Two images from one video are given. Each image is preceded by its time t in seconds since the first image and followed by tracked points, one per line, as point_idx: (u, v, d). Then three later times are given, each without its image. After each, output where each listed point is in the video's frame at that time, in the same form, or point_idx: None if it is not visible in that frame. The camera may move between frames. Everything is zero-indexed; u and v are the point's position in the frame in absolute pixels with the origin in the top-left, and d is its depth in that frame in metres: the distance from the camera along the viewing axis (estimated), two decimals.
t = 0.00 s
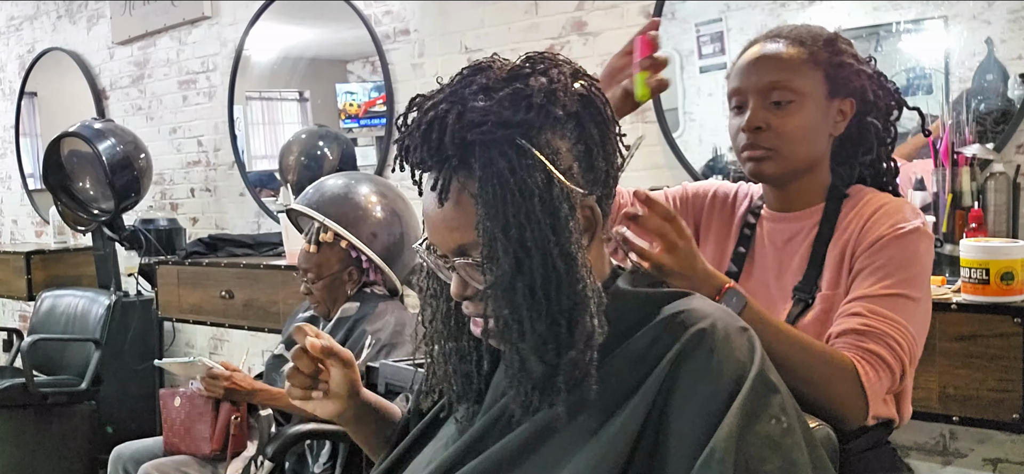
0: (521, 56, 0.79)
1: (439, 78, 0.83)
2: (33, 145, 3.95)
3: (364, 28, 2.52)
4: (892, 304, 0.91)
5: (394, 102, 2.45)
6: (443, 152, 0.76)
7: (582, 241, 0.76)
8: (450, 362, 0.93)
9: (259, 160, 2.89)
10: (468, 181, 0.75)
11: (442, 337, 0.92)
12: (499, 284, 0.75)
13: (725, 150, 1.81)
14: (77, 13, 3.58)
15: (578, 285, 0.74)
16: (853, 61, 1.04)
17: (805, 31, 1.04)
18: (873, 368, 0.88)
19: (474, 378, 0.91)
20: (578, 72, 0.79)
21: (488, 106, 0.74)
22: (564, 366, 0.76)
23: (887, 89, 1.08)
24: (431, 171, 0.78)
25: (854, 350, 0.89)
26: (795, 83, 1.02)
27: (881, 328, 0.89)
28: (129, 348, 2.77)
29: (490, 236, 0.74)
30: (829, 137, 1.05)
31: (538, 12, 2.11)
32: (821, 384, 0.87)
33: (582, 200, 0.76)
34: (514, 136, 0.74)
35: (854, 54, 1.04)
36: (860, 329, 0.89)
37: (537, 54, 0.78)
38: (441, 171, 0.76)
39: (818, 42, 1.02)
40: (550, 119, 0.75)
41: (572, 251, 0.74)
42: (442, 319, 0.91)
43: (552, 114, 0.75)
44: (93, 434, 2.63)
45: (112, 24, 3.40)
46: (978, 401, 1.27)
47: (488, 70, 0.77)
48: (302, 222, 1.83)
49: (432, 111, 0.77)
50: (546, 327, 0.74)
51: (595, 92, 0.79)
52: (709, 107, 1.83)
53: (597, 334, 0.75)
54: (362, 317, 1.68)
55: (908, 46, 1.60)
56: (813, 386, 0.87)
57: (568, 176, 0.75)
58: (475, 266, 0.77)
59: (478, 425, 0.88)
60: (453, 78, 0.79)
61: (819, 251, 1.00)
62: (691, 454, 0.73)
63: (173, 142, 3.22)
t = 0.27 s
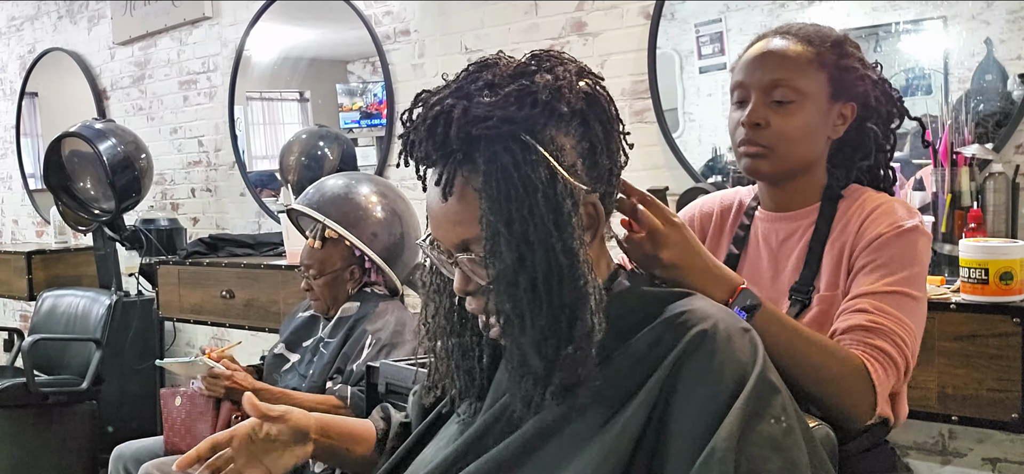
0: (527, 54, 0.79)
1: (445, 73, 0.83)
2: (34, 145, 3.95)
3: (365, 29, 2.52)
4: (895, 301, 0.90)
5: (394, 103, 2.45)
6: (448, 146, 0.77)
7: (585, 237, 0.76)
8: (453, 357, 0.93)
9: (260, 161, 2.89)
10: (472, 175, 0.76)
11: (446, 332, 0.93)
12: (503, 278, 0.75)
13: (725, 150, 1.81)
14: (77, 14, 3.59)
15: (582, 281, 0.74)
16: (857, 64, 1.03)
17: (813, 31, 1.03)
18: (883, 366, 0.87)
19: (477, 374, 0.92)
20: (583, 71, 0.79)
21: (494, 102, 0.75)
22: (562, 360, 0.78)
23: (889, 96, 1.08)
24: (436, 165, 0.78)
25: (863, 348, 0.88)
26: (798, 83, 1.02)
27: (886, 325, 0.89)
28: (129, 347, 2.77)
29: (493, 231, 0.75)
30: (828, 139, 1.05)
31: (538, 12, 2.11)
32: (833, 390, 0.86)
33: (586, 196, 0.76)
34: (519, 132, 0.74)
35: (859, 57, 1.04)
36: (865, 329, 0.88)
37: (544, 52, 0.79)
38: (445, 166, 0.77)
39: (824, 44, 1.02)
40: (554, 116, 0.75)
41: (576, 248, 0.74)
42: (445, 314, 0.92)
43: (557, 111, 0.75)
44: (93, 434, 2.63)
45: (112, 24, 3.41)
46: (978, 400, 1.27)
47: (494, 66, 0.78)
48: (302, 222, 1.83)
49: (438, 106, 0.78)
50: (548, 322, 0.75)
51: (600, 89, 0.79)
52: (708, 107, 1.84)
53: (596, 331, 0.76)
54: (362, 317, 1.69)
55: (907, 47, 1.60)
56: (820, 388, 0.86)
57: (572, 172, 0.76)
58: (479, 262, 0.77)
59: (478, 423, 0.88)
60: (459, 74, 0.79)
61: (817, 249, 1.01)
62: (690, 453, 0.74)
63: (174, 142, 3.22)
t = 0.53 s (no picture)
0: (530, 53, 0.78)
1: (446, 74, 0.83)
2: (34, 145, 3.95)
3: (364, 29, 2.52)
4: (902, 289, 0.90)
5: (394, 103, 2.45)
6: (456, 152, 0.76)
7: (597, 241, 0.76)
8: (454, 360, 0.93)
9: (260, 161, 2.89)
10: (482, 182, 0.75)
11: (446, 334, 0.93)
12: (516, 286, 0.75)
13: (725, 150, 1.81)
14: (77, 14, 3.59)
15: (595, 286, 0.74)
16: (841, 59, 1.04)
17: (792, 31, 1.05)
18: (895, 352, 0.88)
19: (479, 377, 0.92)
20: (586, 72, 0.78)
21: (502, 105, 0.75)
22: (579, 367, 0.77)
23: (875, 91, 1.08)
24: (444, 170, 0.78)
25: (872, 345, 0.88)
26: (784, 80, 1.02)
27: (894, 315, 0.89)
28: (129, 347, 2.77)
29: (506, 237, 0.74)
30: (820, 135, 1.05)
31: (538, 12, 2.11)
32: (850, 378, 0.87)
33: (595, 200, 0.76)
34: (526, 137, 0.74)
35: (842, 53, 1.05)
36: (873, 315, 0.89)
37: (545, 52, 0.77)
38: (453, 171, 0.76)
39: (804, 42, 1.03)
40: (564, 120, 0.76)
41: (588, 252, 0.74)
42: (445, 315, 0.92)
43: (566, 115, 0.76)
44: (93, 434, 2.63)
45: (112, 24, 3.40)
46: (977, 400, 1.27)
47: (497, 67, 0.77)
48: (303, 222, 1.83)
49: (443, 109, 0.77)
50: (563, 328, 0.75)
51: (605, 91, 0.79)
52: (708, 107, 1.83)
53: (612, 335, 0.76)
54: (361, 317, 1.69)
55: (907, 47, 1.60)
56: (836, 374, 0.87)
57: (581, 176, 0.76)
58: (485, 267, 0.78)
59: (482, 423, 0.88)
60: (462, 74, 0.78)
61: (814, 250, 1.01)
62: (692, 453, 0.74)
63: (174, 142, 3.22)
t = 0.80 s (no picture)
0: (508, 59, 0.80)
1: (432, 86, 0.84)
2: (36, 145, 3.97)
3: (365, 30, 2.53)
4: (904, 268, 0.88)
5: (395, 103, 2.47)
6: (440, 159, 0.78)
7: (582, 240, 0.77)
8: (449, 367, 0.94)
9: (261, 161, 2.90)
10: (467, 186, 0.76)
11: (441, 342, 0.94)
12: (504, 288, 0.76)
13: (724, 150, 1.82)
14: (79, 15, 3.60)
15: (582, 284, 0.75)
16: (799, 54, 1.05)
17: (747, 37, 1.07)
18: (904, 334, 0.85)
19: (473, 382, 0.92)
20: (566, 72, 0.80)
21: (483, 111, 0.75)
22: (570, 365, 0.78)
23: (844, 80, 1.10)
24: (430, 179, 0.79)
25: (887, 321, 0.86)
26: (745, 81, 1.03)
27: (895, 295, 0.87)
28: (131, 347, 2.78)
29: (493, 239, 0.75)
30: (794, 128, 1.05)
31: (538, 13, 2.12)
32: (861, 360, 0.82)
33: (580, 199, 0.77)
34: (510, 139, 0.75)
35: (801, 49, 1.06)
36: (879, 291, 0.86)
37: (525, 57, 0.79)
38: (439, 178, 0.78)
39: (759, 44, 1.05)
40: (543, 120, 0.76)
41: (574, 252, 0.75)
42: (440, 325, 0.93)
43: (546, 115, 0.76)
44: (95, 433, 2.64)
45: (114, 25, 3.42)
46: (976, 400, 1.28)
47: (477, 74, 0.78)
48: (303, 222, 1.84)
49: (426, 119, 0.79)
50: (553, 327, 0.76)
51: (585, 90, 0.81)
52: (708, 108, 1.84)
53: (600, 331, 0.77)
54: (362, 316, 1.70)
55: (905, 48, 1.61)
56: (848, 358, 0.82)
57: (565, 175, 0.77)
58: (478, 271, 0.78)
59: (477, 420, 0.89)
60: (444, 84, 0.80)
61: (810, 250, 1.02)
62: (691, 451, 0.74)
63: (175, 143, 3.23)
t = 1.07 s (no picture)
0: (509, 59, 0.80)
1: (432, 86, 0.84)
2: (36, 145, 3.97)
3: (365, 30, 2.53)
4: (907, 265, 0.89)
5: (395, 103, 2.47)
6: (441, 158, 0.77)
7: (583, 240, 0.77)
8: (450, 366, 0.94)
9: (261, 161, 2.91)
10: (468, 186, 0.76)
11: (441, 342, 0.93)
12: (504, 288, 0.76)
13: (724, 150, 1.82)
14: (79, 15, 3.60)
15: (583, 284, 0.75)
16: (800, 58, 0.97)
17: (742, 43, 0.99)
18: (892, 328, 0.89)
19: (474, 383, 0.92)
20: (567, 73, 0.80)
21: (484, 111, 0.75)
22: (571, 365, 0.78)
23: (825, 51, 1.00)
24: (430, 178, 0.79)
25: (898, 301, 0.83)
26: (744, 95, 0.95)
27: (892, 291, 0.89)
28: (131, 348, 2.78)
29: (494, 239, 0.75)
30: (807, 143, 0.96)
31: (538, 14, 2.12)
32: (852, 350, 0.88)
33: (581, 199, 0.77)
34: (511, 139, 0.75)
35: (774, 50, 0.97)
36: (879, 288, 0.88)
37: (526, 57, 0.79)
38: (440, 178, 0.78)
39: (743, 68, 0.96)
40: (545, 120, 0.76)
41: (576, 252, 0.75)
42: (441, 324, 0.92)
43: (547, 115, 0.76)
44: (95, 433, 2.64)
45: (114, 25, 3.42)
46: (976, 400, 1.28)
47: (478, 74, 0.78)
48: (303, 222, 1.84)
49: (427, 119, 0.78)
50: (553, 327, 0.76)
51: (586, 90, 0.80)
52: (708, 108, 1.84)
53: (602, 331, 0.77)
54: (362, 317, 1.70)
55: (906, 48, 1.61)
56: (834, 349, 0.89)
57: (565, 176, 0.77)
58: (479, 271, 0.78)
59: (479, 422, 0.89)
60: (445, 84, 0.80)
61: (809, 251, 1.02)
62: (692, 452, 0.74)
63: (175, 143, 3.23)
